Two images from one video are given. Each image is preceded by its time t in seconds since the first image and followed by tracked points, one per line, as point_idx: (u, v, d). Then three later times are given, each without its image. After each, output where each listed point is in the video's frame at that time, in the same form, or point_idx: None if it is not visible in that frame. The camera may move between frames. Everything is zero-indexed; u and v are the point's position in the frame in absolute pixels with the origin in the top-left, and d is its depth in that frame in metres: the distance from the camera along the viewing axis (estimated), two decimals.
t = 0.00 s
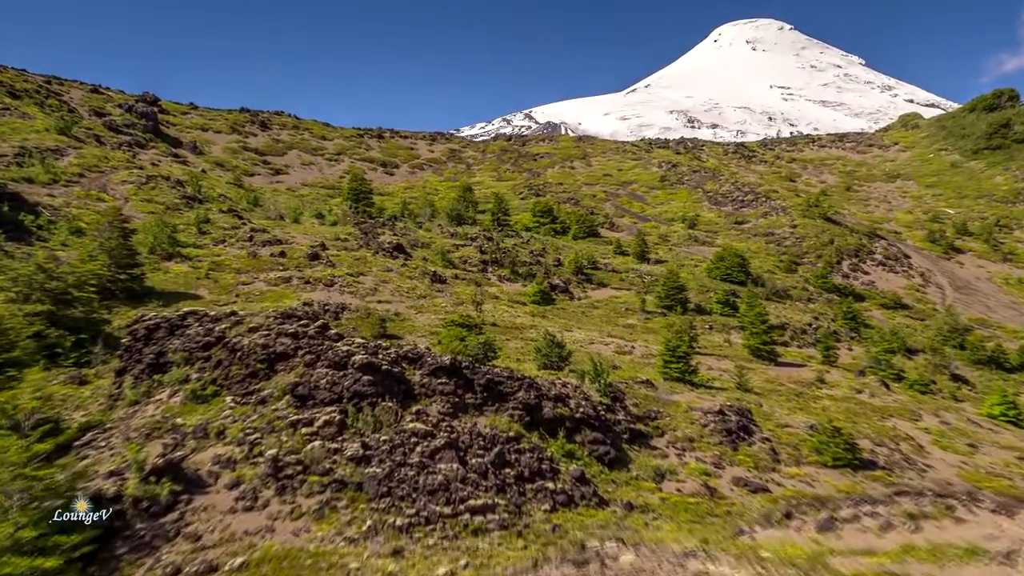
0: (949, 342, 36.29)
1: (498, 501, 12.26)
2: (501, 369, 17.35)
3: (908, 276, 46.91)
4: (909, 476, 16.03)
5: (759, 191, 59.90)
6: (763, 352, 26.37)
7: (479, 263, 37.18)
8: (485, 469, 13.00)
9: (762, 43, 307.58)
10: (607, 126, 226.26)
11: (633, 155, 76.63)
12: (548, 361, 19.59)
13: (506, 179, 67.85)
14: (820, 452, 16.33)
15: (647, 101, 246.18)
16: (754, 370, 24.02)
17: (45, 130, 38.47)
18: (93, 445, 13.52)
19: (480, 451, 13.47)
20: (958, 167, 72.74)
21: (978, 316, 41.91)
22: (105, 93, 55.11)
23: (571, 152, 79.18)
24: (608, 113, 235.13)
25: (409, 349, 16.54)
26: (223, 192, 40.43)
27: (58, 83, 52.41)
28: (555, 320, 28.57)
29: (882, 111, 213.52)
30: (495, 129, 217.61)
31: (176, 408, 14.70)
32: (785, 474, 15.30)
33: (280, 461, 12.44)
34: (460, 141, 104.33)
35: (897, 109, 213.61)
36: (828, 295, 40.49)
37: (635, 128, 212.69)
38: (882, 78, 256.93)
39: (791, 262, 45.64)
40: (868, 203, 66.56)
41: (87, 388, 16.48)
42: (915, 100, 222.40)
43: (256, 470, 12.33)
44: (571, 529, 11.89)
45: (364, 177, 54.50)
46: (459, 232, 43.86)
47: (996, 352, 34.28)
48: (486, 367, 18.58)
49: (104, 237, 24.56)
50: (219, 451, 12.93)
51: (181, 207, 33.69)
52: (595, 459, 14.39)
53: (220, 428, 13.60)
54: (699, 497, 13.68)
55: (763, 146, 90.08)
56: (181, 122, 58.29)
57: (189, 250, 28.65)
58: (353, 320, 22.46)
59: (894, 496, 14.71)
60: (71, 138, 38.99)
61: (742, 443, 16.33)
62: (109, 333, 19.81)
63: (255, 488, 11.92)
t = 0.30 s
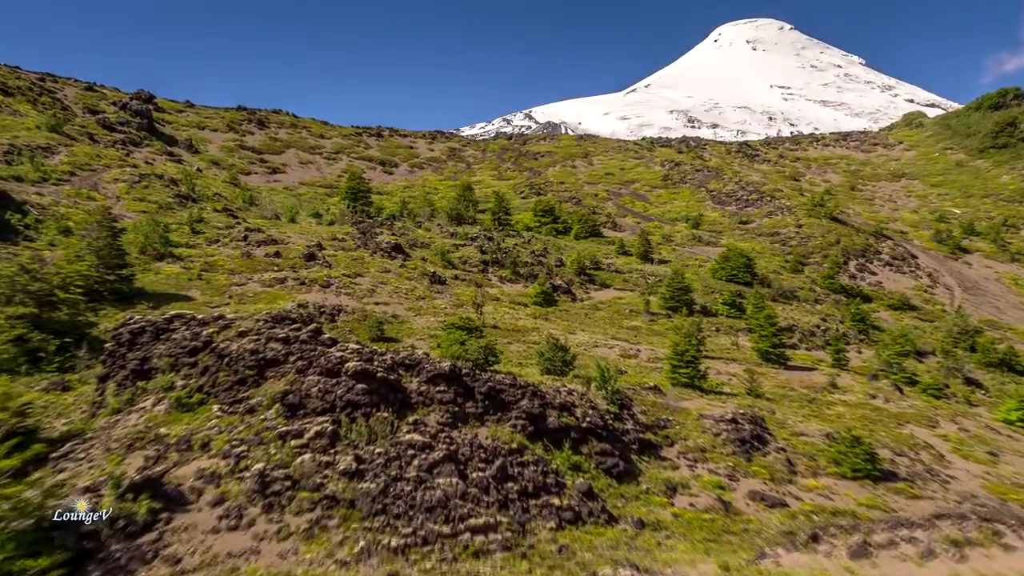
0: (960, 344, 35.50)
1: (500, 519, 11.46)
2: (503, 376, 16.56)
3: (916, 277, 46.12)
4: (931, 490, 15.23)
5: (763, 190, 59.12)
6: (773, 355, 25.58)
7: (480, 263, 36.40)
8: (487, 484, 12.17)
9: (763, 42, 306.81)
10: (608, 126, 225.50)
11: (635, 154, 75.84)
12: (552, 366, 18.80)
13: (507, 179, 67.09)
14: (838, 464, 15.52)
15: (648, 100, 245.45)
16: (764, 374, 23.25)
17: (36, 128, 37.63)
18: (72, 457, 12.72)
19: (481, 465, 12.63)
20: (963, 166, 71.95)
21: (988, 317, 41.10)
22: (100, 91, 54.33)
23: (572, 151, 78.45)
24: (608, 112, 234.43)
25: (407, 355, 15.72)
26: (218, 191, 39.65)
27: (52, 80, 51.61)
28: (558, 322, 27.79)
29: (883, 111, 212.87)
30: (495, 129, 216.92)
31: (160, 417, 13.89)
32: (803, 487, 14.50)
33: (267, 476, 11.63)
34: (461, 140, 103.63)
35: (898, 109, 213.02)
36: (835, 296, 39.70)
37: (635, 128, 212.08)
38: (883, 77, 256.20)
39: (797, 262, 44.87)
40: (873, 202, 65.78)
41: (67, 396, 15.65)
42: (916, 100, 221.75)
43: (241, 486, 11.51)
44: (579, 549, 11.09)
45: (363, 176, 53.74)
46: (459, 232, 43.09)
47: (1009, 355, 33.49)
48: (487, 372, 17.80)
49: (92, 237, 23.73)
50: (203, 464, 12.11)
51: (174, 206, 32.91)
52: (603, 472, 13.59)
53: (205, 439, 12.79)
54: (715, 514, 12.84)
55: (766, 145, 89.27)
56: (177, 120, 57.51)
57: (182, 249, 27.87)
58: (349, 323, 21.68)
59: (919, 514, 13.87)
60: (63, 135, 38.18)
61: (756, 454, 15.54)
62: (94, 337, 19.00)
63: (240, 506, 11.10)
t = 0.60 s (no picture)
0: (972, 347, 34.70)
1: (503, 540, 10.65)
2: (506, 383, 15.76)
3: (924, 277, 45.30)
4: (958, 503, 14.45)
5: (768, 189, 58.32)
6: (783, 359, 24.78)
7: (481, 263, 35.62)
8: (488, 501, 11.36)
9: (764, 42, 306.57)
10: (608, 125, 224.63)
11: (637, 153, 75.05)
12: (556, 372, 18.01)
13: (507, 178, 66.28)
14: (858, 476, 14.74)
15: (648, 100, 244.62)
16: (775, 379, 22.46)
17: (28, 126, 36.87)
18: (48, 470, 11.93)
19: (482, 481, 11.81)
20: (969, 165, 71.12)
21: (999, 319, 40.28)
22: (94, 89, 53.54)
23: (574, 149, 77.68)
24: (609, 112, 233.70)
25: (404, 361, 14.91)
26: (214, 190, 38.90)
27: (45, 78, 50.82)
28: (561, 324, 27.01)
29: (885, 110, 212.03)
30: (495, 129, 216.14)
31: (142, 426, 13.06)
32: (823, 501, 13.70)
33: (253, 493, 10.81)
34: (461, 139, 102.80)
35: (899, 109, 212.42)
36: (843, 297, 38.88)
37: (635, 128, 211.29)
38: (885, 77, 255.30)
39: (803, 263, 44.07)
40: (879, 202, 64.98)
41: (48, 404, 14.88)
42: (918, 100, 221.00)
43: (225, 502, 10.71)
44: (589, 573, 10.28)
45: (362, 175, 52.93)
46: (460, 231, 42.30)
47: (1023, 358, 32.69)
48: (489, 379, 16.99)
49: (80, 237, 22.98)
50: (185, 479, 11.28)
51: (167, 205, 32.14)
52: (612, 486, 12.79)
53: (188, 452, 11.98)
54: (733, 532, 12.05)
55: (769, 144, 88.49)
56: (173, 118, 56.73)
57: (174, 250, 27.12)
58: (346, 326, 20.89)
59: (946, 530, 13.10)
60: (55, 133, 37.43)
61: (773, 465, 14.76)
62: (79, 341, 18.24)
63: (223, 524, 10.29)
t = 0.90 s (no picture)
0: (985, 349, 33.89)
1: (507, 562, 9.85)
2: (508, 390, 14.97)
3: (933, 277, 44.48)
4: (986, 517, 13.65)
5: (772, 188, 57.53)
6: (794, 362, 23.98)
7: (481, 263, 34.82)
8: (491, 519, 10.54)
9: (765, 42, 305.82)
10: (609, 125, 223.81)
11: (640, 152, 74.23)
12: (561, 377, 17.21)
13: (508, 176, 65.47)
14: (881, 488, 13.97)
15: (648, 100, 244.23)
16: (787, 383, 21.66)
17: (18, 122, 36.09)
18: (20, 483, 11.10)
19: (484, 497, 10.99)
20: (975, 164, 70.29)
21: (1010, 320, 39.45)
22: (88, 86, 52.76)
23: (575, 148, 76.88)
24: (608, 113, 232.96)
25: (401, 367, 14.11)
26: (209, 189, 38.14)
27: (39, 75, 50.03)
28: (564, 326, 26.22)
29: (886, 110, 211.19)
30: (495, 129, 215.40)
31: (123, 437, 12.21)
32: (845, 515, 12.90)
33: (236, 511, 9.97)
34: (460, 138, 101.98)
35: (900, 109, 211.57)
36: (851, 298, 38.07)
37: (635, 128, 210.52)
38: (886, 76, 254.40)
39: (810, 263, 43.28)
40: (884, 201, 64.18)
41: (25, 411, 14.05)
42: (918, 100, 220.26)
43: (206, 521, 9.87)
44: None
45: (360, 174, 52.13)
46: (460, 231, 41.50)
47: None
48: (490, 384, 16.20)
49: (67, 235, 22.18)
50: (165, 496, 10.48)
51: (160, 203, 31.35)
52: (623, 501, 12.00)
53: (171, 465, 11.18)
54: (753, 550, 11.24)
55: (772, 143, 87.70)
56: (169, 117, 55.90)
57: (166, 249, 26.34)
58: (342, 328, 20.09)
59: (977, 547, 12.30)
60: (46, 130, 36.64)
61: (791, 477, 13.97)
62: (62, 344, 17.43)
63: (203, 545, 9.45)
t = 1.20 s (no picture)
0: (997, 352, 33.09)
1: None
2: (512, 396, 14.17)
3: (941, 277, 43.67)
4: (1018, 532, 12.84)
5: (777, 187, 56.74)
6: (806, 365, 23.18)
7: (482, 263, 34.03)
8: (495, 539, 9.74)
9: (765, 41, 305.17)
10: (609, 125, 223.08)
11: (642, 150, 73.46)
12: (567, 382, 16.42)
13: (509, 175, 64.72)
14: (907, 501, 13.18)
15: (649, 100, 243.55)
16: (800, 387, 20.88)
17: (8, 119, 35.31)
18: None
19: (487, 515, 10.18)
20: (981, 163, 69.49)
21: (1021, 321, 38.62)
22: (83, 83, 51.98)
23: (576, 147, 76.13)
24: (608, 112, 232.26)
25: (398, 374, 13.31)
26: (203, 187, 37.36)
27: (32, 72, 49.25)
28: (568, 328, 25.46)
29: (888, 110, 210.39)
30: (495, 129, 214.66)
31: (101, 448, 11.38)
32: (871, 530, 12.09)
33: (217, 532, 9.12)
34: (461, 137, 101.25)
35: (902, 109, 210.79)
36: (860, 298, 37.28)
37: (636, 128, 209.80)
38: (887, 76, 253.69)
39: (817, 262, 42.50)
40: (889, 200, 63.39)
41: None
42: (919, 100, 219.52)
43: (185, 542, 9.03)
44: None
45: (359, 173, 51.36)
46: (460, 230, 40.71)
47: None
48: (492, 390, 15.42)
49: (52, 234, 21.39)
50: (141, 515, 9.66)
51: (152, 201, 30.57)
52: (635, 517, 11.21)
53: (150, 479, 10.37)
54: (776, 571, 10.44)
55: (775, 141, 86.93)
56: (165, 115, 55.07)
57: (158, 249, 25.56)
58: (338, 330, 19.29)
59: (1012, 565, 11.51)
60: (36, 127, 35.84)
61: (811, 489, 13.19)
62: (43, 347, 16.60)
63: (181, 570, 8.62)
